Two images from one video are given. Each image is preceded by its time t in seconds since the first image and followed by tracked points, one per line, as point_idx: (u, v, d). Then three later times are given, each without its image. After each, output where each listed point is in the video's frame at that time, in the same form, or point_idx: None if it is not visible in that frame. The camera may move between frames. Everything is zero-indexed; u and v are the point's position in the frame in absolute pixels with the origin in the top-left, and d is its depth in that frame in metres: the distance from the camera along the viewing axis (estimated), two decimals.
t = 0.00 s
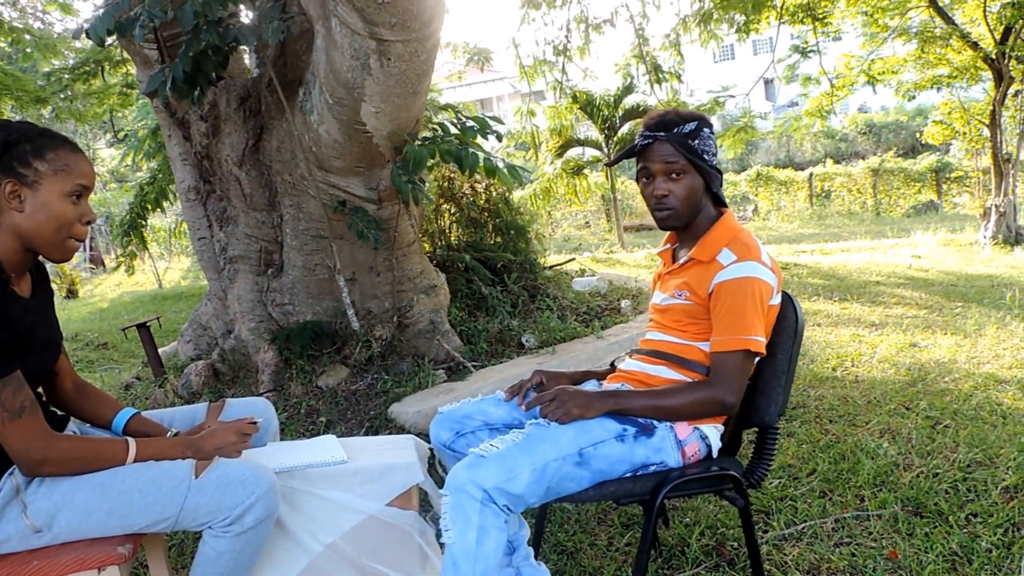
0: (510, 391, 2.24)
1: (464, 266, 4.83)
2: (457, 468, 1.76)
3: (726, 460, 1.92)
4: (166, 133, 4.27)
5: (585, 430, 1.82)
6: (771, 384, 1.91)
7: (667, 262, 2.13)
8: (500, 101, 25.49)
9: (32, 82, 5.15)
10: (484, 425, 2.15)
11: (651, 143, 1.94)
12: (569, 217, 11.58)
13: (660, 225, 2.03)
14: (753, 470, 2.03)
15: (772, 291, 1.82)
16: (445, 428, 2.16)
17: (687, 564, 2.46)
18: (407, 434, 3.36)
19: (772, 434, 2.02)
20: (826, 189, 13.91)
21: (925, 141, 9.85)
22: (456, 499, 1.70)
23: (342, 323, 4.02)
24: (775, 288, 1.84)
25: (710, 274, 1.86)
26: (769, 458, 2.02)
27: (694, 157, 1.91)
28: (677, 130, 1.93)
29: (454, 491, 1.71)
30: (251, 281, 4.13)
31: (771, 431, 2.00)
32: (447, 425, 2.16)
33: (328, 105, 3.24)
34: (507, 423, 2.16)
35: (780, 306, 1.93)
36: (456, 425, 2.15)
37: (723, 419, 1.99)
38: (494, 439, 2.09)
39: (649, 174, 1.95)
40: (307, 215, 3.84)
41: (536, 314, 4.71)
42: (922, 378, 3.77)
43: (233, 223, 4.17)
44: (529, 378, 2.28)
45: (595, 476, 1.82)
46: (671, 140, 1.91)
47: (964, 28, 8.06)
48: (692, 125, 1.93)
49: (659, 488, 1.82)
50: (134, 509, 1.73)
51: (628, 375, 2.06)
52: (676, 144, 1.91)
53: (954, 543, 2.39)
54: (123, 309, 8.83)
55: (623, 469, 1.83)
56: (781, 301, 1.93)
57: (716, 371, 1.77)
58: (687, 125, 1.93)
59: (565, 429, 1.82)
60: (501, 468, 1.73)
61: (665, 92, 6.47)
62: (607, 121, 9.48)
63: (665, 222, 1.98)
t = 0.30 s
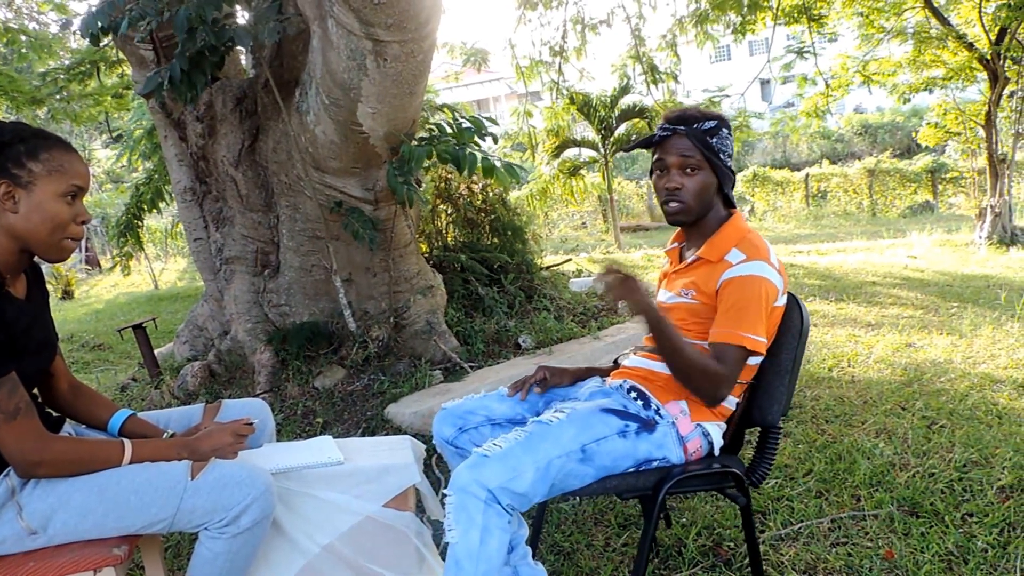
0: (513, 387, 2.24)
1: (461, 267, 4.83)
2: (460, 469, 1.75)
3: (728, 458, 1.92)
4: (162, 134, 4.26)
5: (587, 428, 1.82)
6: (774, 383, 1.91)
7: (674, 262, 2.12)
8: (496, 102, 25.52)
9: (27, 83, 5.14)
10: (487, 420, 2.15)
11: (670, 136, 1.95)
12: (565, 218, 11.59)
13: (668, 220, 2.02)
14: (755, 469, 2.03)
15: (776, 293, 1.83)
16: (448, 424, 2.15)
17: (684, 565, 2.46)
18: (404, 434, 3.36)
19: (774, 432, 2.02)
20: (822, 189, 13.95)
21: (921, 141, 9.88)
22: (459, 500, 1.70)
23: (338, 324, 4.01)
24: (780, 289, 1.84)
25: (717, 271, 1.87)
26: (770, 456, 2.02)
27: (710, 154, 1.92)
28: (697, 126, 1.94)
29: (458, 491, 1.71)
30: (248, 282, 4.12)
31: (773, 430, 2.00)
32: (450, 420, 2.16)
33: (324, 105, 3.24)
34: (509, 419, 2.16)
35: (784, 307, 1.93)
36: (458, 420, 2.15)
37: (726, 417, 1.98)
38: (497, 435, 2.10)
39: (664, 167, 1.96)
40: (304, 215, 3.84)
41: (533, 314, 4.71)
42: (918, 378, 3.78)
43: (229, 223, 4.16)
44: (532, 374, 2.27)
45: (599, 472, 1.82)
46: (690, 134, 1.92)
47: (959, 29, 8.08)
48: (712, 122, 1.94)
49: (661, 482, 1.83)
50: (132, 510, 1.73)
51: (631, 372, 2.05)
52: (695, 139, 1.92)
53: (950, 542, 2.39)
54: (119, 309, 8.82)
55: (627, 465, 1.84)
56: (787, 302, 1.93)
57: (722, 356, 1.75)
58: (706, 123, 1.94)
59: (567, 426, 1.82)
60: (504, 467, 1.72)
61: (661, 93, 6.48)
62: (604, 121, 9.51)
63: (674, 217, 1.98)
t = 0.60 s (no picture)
0: (510, 390, 2.24)
1: (459, 267, 4.84)
2: (458, 469, 1.75)
3: (726, 458, 1.92)
4: (159, 134, 4.25)
5: (585, 428, 1.81)
6: (773, 382, 1.91)
7: (675, 261, 2.14)
8: (495, 102, 25.53)
9: (24, 84, 5.12)
10: (485, 424, 2.15)
11: (684, 133, 1.95)
12: (563, 218, 11.60)
13: (673, 216, 2.03)
14: (753, 469, 2.03)
15: (776, 289, 1.84)
16: (446, 429, 2.15)
17: (682, 565, 2.46)
18: (402, 435, 3.36)
19: (772, 433, 2.02)
20: (820, 190, 13.97)
21: (918, 142, 9.90)
22: (458, 500, 1.71)
23: (337, 325, 4.01)
24: (778, 288, 1.85)
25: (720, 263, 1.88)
26: (769, 456, 2.02)
27: (722, 155, 1.92)
28: (712, 125, 1.93)
29: (456, 492, 1.71)
30: (246, 282, 4.12)
31: (771, 430, 2.00)
32: (448, 425, 2.15)
33: (322, 106, 3.24)
34: (507, 421, 2.16)
35: (784, 307, 1.93)
36: (456, 425, 2.15)
37: (724, 417, 1.98)
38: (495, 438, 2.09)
39: (676, 164, 1.96)
40: (302, 216, 3.84)
41: (531, 315, 4.71)
42: (915, 378, 3.79)
43: (226, 223, 4.15)
44: (529, 376, 2.27)
45: (597, 473, 1.82)
46: (705, 133, 1.91)
47: (957, 31, 8.09)
48: (727, 123, 1.94)
49: (659, 483, 1.83)
50: (130, 511, 1.73)
51: (629, 373, 2.05)
52: (709, 138, 1.92)
53: (947, 543, 2.40)
54: (117, 310, 8.81)
55: (625, 465, 1.84)
56: (785, 302, 1.93)
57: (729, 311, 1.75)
58: (721, 122, 1.93)
59: (566, 427, 1.81)
60: (503, 468, 1.72)
61: (659, 94, 6.49)
62: (601, 122, 9.44)
63: (680, 213, 1.98)
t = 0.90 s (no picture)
0: (506, 393, 2.26)
1: (458, 267, 4.84)
2: (453, 470, 1.76)
3: (722, 460, 1.93)
4: (158, 135, 4.26)
5: (580, 431, 1.82)
6: (767, 383, 1.91)
7: (667, 263, 2.10)
8: (494, 103, 25.54)
9: (23, 84, 5.12)
10: (480, 427, 2.14)
11: (673, 137, 1.92)
12: (563, 219, 11.60)
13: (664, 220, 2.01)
14: (749, 471, 2.04)
15: (769, 291, 1.85)
16: (442, 432, 2.15)
17: (681, 566, 2.46)
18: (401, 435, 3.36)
19: (767, 434, 2.03)
20: (819, 190, 13.98)
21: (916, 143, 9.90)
22: (452, 501, 1.70)
23: (336, 325, 4.01)
24: (772, 288, 1.85)
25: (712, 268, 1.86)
26: (764, 457, 2.03)
27: (711, 157, 1.90)
28: (701, 127, 1.91)
29: (450, 492, 1.71)
30: (245, 283, 4.12)
31: (767, 431, 2.01)
32: (443, 428, 2.15)
33: (321, 106, 3.24)
34: (503, 425, 2.16)
35: (778, 308, 1.93)
36: (451, 428, 2.15)
37: (719, 418, 1.98)
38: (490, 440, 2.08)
39: (665, 167, 1.94)
40: (301, 216, 3.84)
41: (530, 315, 4.71)
42: (914, 378, 3.79)
43: (225, 224, 4.14)
44: (525, 380, 2.28)
45: (591, 475, 1.82)
46: (693, 136, 1.89)
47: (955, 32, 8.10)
48: (716, 125, 1.91)
49: (654, 486, 1.83)
50: (129, 511, 1.73)
51: (624, 375, 2.05)
52: (698, 141, 1.89)
53: (946, 543, 2.40)
54: (117, 311, 8.80)
55: (620, 468, 1.84)
56: (779, 302, 1.94)
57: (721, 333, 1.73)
58: (710, 124, 1.91)
59: (561, 429, 1.82)
60: (497, 468, 1.73)
61: (658, 94, 6.48)
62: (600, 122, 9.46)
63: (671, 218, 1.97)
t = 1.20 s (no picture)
0: (498, 399, 2.25)
1: (458, 268, 4.84)
2: (442, 470, 1.76)
3: (714, 465, 1.93)
4: (158, 135, 4.26)
5: (571, 435, 1.82)
6: (757, 385, 1.91)
7: (653, 267, 2.12)
8: (493, 103, 25.57)
9: (22, 85, 5.11)
10: (473, 433, 2.15)
11: (649, 147, 1.93)
12: (562, 219, 11.61)
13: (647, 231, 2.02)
14: (742, 473, 2.03)
15: (755, 293, 1.85)
16: (434, 437, 2.15)
17: (681, 566, 2.46)
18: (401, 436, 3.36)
19: (759, 436, 2.02)
20: (819, 191, 14.00)
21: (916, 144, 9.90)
22: (441, 502, 1.71)
23: (336, 326, 4.01)
24: (758, 291, 1.86)
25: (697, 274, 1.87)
26: (757, 461, 2.02)
27: (688, 164, 1.91)
28: (677, 135, 1.92)
29: (439, 493, 1.72)
30: (244, 283, 4.12)
31: (759, 433, 2.00)
32: (436, 434, 2.16)
33: (321, 107, 3.23)
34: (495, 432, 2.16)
35: (766, 309, 1.94)
36: (444, 433, 2.15)
37: (711, 422, 1.98)
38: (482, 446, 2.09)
39: (644, 178, 1.95)
40: (301, 217, 3.84)
41: (530, 315, 4.71)
42: (914, 379, 3.79)
43: (225, 224, 4.14)
44: (517, 386, 2.27)
45: (581, 481, 1.81)
46: (670, 145, 1.90)
47: (955, 32, 8.10)
48: (691, 131, 1.92)
49: (646, 493, 1.81)
50: (128, 512, 1.73)
51: (614, 381, 2.05)
52: (675, 150, 1.90)
53: (946, 544, 2.40)
54: (118, 311, 8.80)
55: (610, 475, 1.83)
56: (767, 303, 1.95)
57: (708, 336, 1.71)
58: (686, 131, 1.92)
59: (552, 434, 1.82)
60: (486, 470, 1.72)
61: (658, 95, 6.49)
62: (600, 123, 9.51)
63: (654, 230, 1.98)
